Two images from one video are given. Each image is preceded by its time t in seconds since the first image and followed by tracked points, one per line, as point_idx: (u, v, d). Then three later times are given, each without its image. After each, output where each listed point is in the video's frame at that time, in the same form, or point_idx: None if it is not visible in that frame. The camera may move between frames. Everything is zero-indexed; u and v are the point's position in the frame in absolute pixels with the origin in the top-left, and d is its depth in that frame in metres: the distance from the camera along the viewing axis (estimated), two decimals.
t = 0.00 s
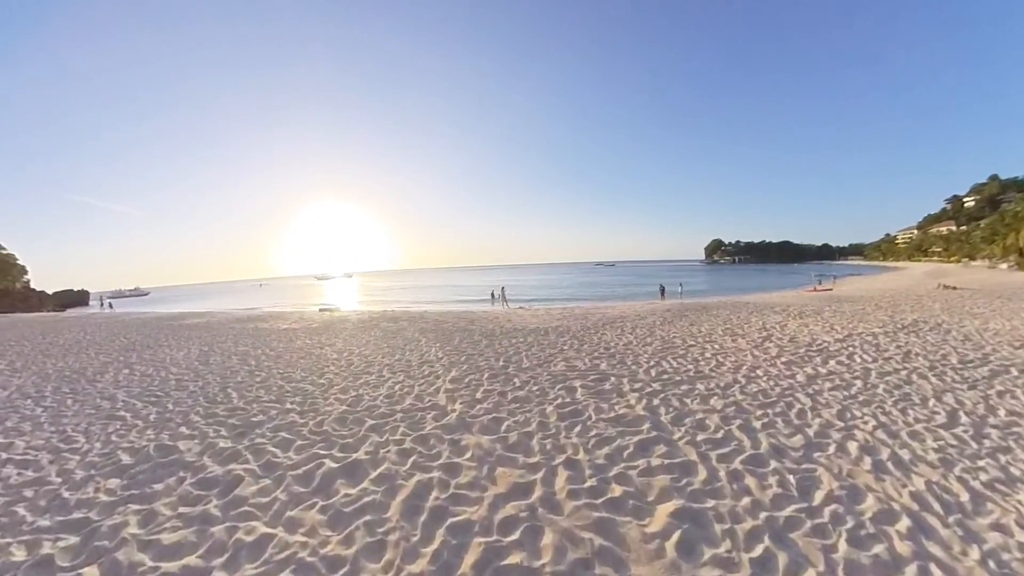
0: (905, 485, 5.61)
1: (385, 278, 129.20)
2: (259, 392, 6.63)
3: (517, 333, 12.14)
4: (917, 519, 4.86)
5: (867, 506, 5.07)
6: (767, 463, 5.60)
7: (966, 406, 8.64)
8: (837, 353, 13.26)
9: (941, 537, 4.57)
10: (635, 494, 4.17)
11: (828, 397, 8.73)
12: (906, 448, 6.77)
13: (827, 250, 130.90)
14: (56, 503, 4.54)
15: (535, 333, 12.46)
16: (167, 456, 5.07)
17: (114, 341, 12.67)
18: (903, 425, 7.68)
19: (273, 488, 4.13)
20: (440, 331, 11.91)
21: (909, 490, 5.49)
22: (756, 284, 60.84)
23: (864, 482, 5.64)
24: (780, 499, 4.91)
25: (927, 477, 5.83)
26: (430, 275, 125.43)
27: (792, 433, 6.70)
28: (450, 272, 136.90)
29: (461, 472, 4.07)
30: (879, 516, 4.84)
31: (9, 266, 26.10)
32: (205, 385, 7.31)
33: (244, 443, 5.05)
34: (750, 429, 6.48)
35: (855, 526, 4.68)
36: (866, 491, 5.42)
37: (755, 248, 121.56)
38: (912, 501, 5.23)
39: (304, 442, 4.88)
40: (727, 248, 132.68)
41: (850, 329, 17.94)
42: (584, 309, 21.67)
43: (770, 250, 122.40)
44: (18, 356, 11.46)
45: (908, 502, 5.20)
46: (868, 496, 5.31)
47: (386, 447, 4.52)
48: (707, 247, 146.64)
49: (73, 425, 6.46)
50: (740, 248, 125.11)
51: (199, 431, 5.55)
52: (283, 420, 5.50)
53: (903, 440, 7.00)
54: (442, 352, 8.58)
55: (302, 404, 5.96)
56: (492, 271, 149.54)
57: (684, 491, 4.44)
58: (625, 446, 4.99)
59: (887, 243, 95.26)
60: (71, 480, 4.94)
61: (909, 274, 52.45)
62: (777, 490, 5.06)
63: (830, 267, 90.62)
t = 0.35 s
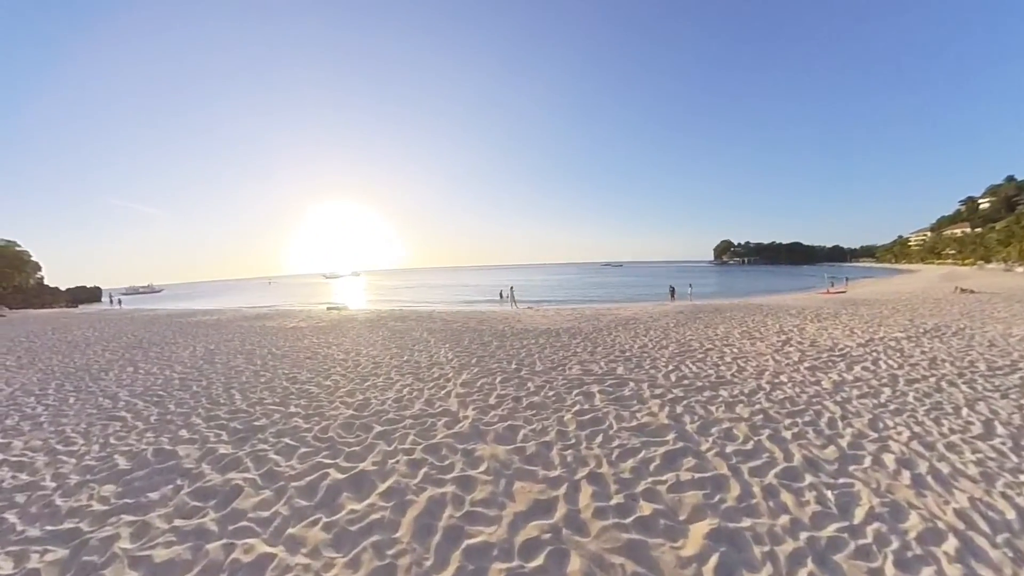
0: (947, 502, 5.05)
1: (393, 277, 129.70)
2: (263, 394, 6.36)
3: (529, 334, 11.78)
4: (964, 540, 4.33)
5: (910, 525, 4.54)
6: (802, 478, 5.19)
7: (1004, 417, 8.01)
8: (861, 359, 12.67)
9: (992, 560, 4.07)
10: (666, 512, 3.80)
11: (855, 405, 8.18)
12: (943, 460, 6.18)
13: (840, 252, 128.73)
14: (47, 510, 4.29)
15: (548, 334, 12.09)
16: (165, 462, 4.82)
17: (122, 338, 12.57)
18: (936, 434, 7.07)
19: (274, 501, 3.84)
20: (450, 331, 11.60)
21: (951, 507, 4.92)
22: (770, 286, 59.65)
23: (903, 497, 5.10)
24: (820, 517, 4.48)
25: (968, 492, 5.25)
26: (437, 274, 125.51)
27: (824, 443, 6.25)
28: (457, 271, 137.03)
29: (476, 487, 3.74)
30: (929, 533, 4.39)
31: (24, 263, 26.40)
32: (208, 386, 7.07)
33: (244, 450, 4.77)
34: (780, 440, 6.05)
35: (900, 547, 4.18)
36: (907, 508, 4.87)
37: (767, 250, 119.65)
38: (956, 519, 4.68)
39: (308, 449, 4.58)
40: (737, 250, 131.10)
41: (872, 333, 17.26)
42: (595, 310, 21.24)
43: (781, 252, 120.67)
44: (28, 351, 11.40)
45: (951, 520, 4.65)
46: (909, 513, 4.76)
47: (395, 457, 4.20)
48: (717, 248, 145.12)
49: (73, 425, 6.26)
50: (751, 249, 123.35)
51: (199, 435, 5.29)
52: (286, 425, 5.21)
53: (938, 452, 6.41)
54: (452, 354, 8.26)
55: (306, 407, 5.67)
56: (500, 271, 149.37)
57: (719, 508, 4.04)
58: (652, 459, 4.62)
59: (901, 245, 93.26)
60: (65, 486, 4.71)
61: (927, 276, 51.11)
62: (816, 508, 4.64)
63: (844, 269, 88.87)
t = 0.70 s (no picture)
0: (997, 524, 4.54)
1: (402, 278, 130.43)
2: (267, 399, 6.17)
3: (540, 337, 11.47)
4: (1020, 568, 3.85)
5: (957, 550, 4.08)
6: (836, 496, 4.80)
7: None
8: (887, 363, 12.06)
9: None
10: (693, 536, 3.46)
11: (886, 413, 7.70)
12: (988, 476, 5.65)
13: (855, 253, 125.91)
14: (40, 521, 4.13)
15: (559, 337, 11.76)
16: (163, 471, 4.64)
17: (132, 339, 12.59)
18: (976, 445, 6.57)
19: (271, 517, 3.61)
20: (460, 334, 11.35)
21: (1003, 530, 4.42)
22: (785, 286, 58.41)
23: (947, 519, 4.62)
24: (859, 541, 4.08)
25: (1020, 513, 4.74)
26: (447, 275, 125.85)
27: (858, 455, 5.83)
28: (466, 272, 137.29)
29: (485, 506, 3.46)
30: (982, 558, 3.97)
31: (42, 265, 26.91)
32: (212, 389, 6.92)
33: (244, 459, 4.57)
34: (809, 454, 5.64)
35: None
36: (953, 532, 4.39)
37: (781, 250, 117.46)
38: (1009, 544, 4.19)
39: (310, 460, 4.35)
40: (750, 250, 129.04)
41: (896, 336, 16.53)
42: (606, 312, 20.83)
43: (794, 252, 118.52)
44: (41, 352, 11.48)
45: (1004, 545, 4.16)
46: (956, 537, 4.29)
47: (399, 471, 3.94)
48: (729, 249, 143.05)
49: (76, 429, 6.14)
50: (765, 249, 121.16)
51: (199, 442, 5.11)
52: (288, 433, 5.00)
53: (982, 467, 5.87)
54: (461, 357, 7.99)
55: (310, 414, 5.45)
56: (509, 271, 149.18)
57: (750, 532, 3.69)
58: (675, 476, 4.30)
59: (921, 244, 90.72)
60: (61, 494, 4.55)
61: (949, 277, 49.47)
62: (854, 530, 4.24)
63: (861, 269, 86.76)
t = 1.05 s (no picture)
0: None
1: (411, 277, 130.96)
2: (267, 405, 5.92)
3: (550, 339, 11.12)
4: None
5: None
6: (878, 520, 4.39)
7: None
8: (915, 369, 11.46)
9: None
10: (728, 569, 3.10)
11: (921, 423, 7.21)
12: None
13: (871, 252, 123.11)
14: (26, 536, 3.90)
15: (569, 339, 11.42)
16: (156, 484, 4.39)
17: (139, 339, 12.53)
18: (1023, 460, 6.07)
19: (264, 539, 3.31)
20: (468, 335, 11.05)
21: None
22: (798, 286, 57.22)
23: (1002, 547, 4.13)
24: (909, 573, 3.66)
25: None
26: (455, 275, 125.99)
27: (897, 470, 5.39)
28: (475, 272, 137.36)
29: (497, 533, 3.14)
30: None
31: (56, 265, 27.23)
32: (213, 393, 6.71)
33: (239, 472, 4.30)
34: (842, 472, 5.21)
35: None
36: (1010, 562, 3.91)
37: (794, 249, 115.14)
38: None
39: (308, 475, 4.07)
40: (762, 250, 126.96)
41: (922, 339, 15.83)
42: (617, 312, 20.39)
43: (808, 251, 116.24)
44: (50, 353, 11.45)
45: None
46: (1014, 569, 3.81)
47: (403, 490, 3.64)
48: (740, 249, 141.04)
49: (74, 435, 5.96)
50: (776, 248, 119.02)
51: (195, 452, 4.86)
52: (287, 443, 4.73)
53: None
54: (469, 361, 7.67)
55: (310, 422, 5.18)
56: (517, 271, 148.85)
57: (790, 563, 3.30)
58: (703, 500, 3.96)
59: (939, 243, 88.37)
60: (50, 507, 4.33)
61: (972, 277, 47.93)
62: (902, 559, 3.82)
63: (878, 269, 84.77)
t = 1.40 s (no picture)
0: None
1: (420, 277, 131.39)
2: (266, 411, 5.59)
3: (562, 341, 10.70)
4: None
5: None
6: (938, 550, 3.90)
7: None
8: (949, 377, 10.82)
9: None
10: None
11: (968, 437, 6.66)
12: None
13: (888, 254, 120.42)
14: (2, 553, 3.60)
15: (582, 342, 10.98)
16: (144, 498, 4.09)
17: (145, 338, 12.40)
18: None
19: (252, 566, 2.95)
20: (476, 337, 10.68)
21: None
22: (814, 288, 55.86)
23: None
24: None
25: None
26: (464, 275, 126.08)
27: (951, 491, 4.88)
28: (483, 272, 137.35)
29: (513, 568, 2.73)
30: None
31: (71, 264, 27.58)
32: (213, 396, 6.43)
33: (232, 488, 3.97)
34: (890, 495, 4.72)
35: None
36: None
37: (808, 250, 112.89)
38: None
39: (305, 493, 3.71)
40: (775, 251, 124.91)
41: (952, 344, 15.07)
42: (630, 314, 19.89)
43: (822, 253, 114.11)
44: (56, 351, 11.34)
45: None
46: None
47: (407, 514, 3.27)
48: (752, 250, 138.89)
49: (67, 439, 5.71)
50: (790, 249, 116.81)
51: (188, 463, 4.55)
52: (284, 454, 4.39)
53: None
54: (479, 365, 7.30)
55: (310, 431, 4.84)
56: (526, 271, 148.44)
57: None
58: (741, 528, 3.52)
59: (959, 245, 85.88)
60: (32, 520, 4.03)
61: (996, 280, 46.38)
62: None
63: (895, 271, 82.64)
